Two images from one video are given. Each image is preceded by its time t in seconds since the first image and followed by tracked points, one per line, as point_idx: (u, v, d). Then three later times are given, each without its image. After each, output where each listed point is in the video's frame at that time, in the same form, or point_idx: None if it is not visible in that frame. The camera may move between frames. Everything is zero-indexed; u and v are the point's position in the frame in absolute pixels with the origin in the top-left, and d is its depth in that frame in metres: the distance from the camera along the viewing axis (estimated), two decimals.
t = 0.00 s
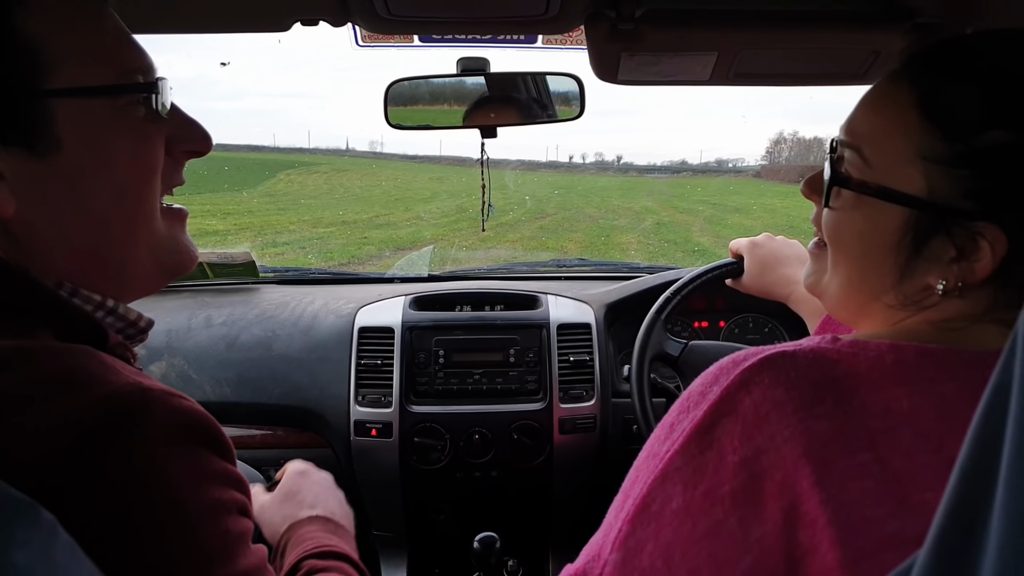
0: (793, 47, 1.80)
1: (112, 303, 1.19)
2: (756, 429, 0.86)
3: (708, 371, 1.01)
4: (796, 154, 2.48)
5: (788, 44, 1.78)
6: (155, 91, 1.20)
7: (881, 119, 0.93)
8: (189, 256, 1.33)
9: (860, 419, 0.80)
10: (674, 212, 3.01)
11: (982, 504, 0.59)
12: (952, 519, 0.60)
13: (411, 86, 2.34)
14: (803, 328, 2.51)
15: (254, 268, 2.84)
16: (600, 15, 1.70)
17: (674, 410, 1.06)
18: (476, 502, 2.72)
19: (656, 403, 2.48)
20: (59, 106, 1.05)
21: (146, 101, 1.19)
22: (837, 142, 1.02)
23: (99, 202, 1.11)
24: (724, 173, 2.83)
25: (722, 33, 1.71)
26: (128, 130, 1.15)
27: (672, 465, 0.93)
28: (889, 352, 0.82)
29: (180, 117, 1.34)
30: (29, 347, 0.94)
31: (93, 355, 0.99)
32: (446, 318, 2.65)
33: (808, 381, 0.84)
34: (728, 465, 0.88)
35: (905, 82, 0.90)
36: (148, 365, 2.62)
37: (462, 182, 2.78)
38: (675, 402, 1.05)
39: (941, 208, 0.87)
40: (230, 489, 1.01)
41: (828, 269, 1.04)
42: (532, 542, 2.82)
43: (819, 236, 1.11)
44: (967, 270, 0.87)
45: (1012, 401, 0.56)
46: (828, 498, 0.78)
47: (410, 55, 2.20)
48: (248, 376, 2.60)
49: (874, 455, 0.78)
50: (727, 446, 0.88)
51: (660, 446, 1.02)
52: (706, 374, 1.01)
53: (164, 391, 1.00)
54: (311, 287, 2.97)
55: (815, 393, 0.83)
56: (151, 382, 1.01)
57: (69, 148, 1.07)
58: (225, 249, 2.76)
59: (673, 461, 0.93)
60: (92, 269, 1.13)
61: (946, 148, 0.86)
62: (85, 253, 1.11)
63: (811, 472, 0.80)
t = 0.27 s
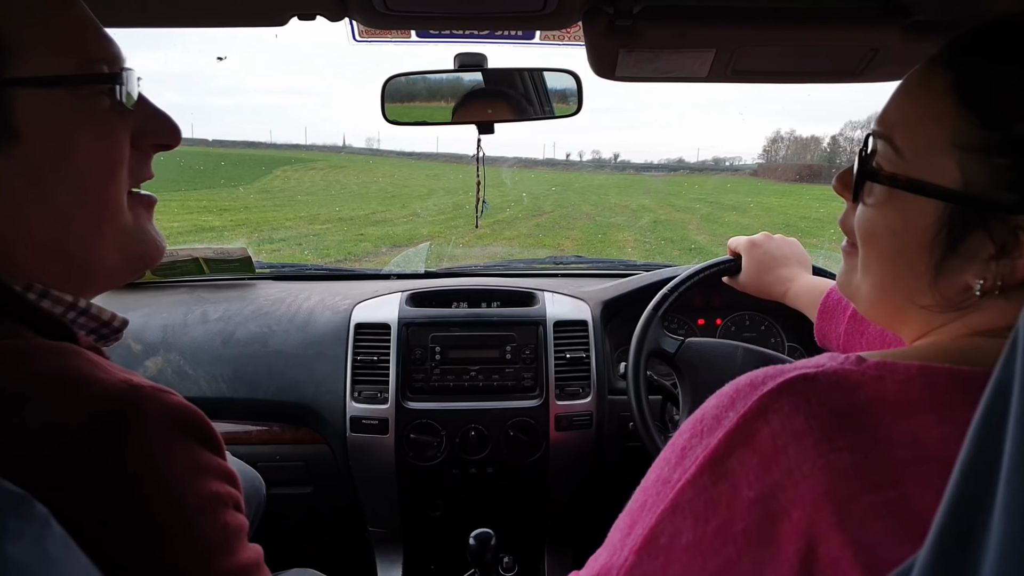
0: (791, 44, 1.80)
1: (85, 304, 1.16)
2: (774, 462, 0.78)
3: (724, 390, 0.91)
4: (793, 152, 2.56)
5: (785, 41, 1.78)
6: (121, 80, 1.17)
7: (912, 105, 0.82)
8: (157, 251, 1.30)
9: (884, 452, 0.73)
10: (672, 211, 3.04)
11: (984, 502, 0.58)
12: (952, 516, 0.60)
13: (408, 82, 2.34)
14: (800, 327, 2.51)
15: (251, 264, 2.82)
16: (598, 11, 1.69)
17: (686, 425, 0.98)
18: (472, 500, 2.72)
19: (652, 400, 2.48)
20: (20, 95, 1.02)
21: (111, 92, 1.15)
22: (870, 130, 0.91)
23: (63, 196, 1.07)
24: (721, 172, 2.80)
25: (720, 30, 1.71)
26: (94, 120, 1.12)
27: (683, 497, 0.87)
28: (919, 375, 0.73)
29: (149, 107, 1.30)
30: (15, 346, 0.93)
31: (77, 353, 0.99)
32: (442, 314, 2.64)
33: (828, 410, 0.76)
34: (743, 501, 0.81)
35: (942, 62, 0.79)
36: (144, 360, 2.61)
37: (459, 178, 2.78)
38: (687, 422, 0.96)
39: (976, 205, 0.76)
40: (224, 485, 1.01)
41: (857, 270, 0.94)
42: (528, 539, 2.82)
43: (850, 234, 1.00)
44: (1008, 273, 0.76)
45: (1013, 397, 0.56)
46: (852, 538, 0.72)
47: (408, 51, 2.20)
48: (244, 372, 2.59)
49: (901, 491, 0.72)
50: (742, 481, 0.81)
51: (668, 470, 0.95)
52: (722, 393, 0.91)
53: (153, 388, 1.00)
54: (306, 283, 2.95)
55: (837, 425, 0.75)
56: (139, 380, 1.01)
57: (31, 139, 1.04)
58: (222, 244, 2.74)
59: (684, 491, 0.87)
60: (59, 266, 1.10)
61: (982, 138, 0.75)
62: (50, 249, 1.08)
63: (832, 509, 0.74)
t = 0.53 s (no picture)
0: (795, 44, 1.79)
1: (86, 309, 1.15)
2: (777, 486, 0.74)
3: (726, 405, 0.85)
4: (796, 151, 2.54)
5: (789, 40, 1.77)
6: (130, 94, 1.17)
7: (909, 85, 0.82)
8: (157, 258, 1.31)
9: (893, 478, 0.68)
10: (675, 210, 3.04)
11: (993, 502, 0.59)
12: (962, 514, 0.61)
13: (411, 81, 2.34)
14: (803, 327, 2.50)
15: (254, 261, 2.83)
16: (602, 10, 1.68)
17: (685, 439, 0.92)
18: (474, 499, 2.71)
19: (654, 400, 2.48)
20: (27, 105, 1.02)
21: (122, 106, 1.16)
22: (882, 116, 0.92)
23: (65, 204, 1.07)
24: (723, 171, 2.78)
25: (723, 29, 1.70)
26: (102, 130, 1.12)
27: (684, 518, 0.81)
28: (932, 396, 0.68)
29: (156, 120, 1.31)
30: (18, 346, 0.94)
31: (78, 352, 0.99)
32: (445, 313, 2.65)
33: (835, 434, 0.71)
34: (746, 525, 0.76)
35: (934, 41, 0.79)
36: (147, 359, 2.62)
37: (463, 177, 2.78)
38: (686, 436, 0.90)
39: (958, 178, 0.75)
40: (226, 482, 1.01)
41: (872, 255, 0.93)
42: (529, 539, 2.83)
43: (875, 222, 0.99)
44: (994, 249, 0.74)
45: None
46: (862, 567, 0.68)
47: (411, 50, 2.20)
48: (247, 371, 2.60)
49: (912, 518, 0.68)
50: (746, 504, 0.76)
51: (665, 485, 0.89)
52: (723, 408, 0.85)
53: (156, 385, 0.99)
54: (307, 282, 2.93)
55: (844, 449, 0.70)
56: (143, 377, 1.00)
57: (35, 146, 1.03)
58: (225, 242, 2.75)
59: (684, 512, 0.81)
60: (57, 270, 1.10)
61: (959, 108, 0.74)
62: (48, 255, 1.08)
63: (838, 539, 0.70)
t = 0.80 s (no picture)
0: (795, 50, 1.80)
1: (76, 325, 1.17)
2: (768, 507, 0.74)
3: (714, 424, 0.85)
4: (793, 156, 2.55)
5: (788, 47, 1.78)
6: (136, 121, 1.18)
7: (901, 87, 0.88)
8: (150, 283, 1.27)
9: (887, 497, 0.68)
10: (672, 214, 3.02)
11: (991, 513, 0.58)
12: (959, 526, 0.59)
13: (411, 87, 2.35)
14: (803, 332, 2.51)
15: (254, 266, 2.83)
16: (602, 17, 1.69)
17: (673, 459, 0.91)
18: (474, 504, 2.71)
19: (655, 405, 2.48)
20: (34, 123, 1.03)
21: (128, 130, 1.17)
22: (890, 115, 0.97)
23: (64, 222, 1.08)
24: (722, 176, 2.77)
25: (722, 36, 1.71)
26: (107, 152, 1.13)
27: (675, 540, 0.80)
28: (919, 412, 0.69)
29: (163, 149, 1.32)
30: (15, 356, 0.95)
31: (73, 361, 1.00)
32: (446, 318, 2.65)
33: (826, 453, 0.71)
34: (739, 549, 0.76)
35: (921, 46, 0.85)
36: (146, 364, 2.62)
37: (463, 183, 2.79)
38: (672, 457, 0.89)
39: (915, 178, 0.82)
40: (222, 490, 1.02)
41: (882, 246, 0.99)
42: (529, 544, 2.82)
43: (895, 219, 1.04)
44: (942, 242, 0.82)
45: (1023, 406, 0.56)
46: None
47: (411, 56, 2.20)
48: (246, 376, 2.60)
49: (907, 538, 0.67)
50: (738, 527, 0.76)
51: (651, 508, 0.88)
52: (712, 426, 0.85)
53: (151, 394, 1.01)
54: (308, 286, 2.94)
55: (835, 469, 0.70)
56: (137, 385, 1.02)
57: (39, 162, 1.04)
58: (224, 248, 2.82)
59: (675, 535, 0.80)
60: (48, 285, 1.10)
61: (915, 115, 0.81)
62: (41, 269, 1.08)
63: (833, 561, 0.69)
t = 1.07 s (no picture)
0: (793, 53, 1.80)
1: (89, 327, 1.10)
2: (761, 510, 0.72)
3: (707, 423, 0.82)
4: (793, 161, 2.52)
5: (787, 50, 1.78)
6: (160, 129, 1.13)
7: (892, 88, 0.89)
8: (161, 290, 1.19)
9: (881, 499, 0.67)
10: (670, 219, 3.02)
11: (992, 514, 0.57)
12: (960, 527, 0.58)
13: (409, 90, 2.35)
14: (801, 336, 2.51)
15: (253, 270, 2.82)
16: (601, 19, 1.70)
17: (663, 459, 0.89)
18: (473, 508, 2.70)
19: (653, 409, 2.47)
20: (57, 130, 0.98)
21: (148, 139, 1.11)
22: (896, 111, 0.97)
23: (84, 230, 1.02)
24: (719, 181, 2.78)
25: (721, 39, 1.71)
26: (128, 160, 1.07)
27: (667, 542, 0.77)
28: (914, 415, 0.68)
29: (180, 159, 1.25)
30: (17, 355, 0.93)
31: (76, 360, 0.98)
32: (444, 322, 2.65)
33: (821, 456, 0.70)
34: (731, 551, 0.73)
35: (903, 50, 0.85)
36: (145, 367, 2.62)
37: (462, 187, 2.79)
38: (666, 458, 0.87)
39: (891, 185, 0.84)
40: (222, 490, 1.01)
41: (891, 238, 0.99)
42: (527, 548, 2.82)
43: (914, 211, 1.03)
44: (918, 247, 0.83)
45: None
46: None
47: (410, 59, 2.20)
48: (245, 379, 2.59)
49: (901, 540, 0.66)
50: (731, 529, 0.73)
51: (643, 509, 0.85)
52: (705, 426, 0.82)
53: (152, 394, 0.99)
54: (307, 290, 2.92)
55: (829, 471, 0.69)
56: (137, 385, 1.00)
57: (60, 169, 1.00)
58: (223, 251, 2.74)
59: (667, 536, 0.77)
60: (58, 288, 1.03)
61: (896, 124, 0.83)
62: (53, 274, 1.02)
63: (828, 563, 0.68)
